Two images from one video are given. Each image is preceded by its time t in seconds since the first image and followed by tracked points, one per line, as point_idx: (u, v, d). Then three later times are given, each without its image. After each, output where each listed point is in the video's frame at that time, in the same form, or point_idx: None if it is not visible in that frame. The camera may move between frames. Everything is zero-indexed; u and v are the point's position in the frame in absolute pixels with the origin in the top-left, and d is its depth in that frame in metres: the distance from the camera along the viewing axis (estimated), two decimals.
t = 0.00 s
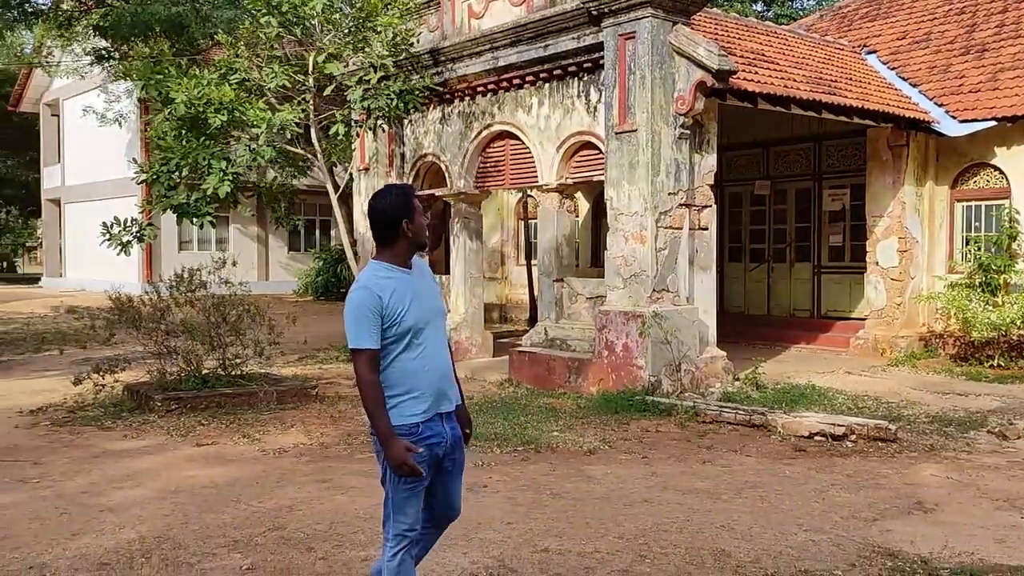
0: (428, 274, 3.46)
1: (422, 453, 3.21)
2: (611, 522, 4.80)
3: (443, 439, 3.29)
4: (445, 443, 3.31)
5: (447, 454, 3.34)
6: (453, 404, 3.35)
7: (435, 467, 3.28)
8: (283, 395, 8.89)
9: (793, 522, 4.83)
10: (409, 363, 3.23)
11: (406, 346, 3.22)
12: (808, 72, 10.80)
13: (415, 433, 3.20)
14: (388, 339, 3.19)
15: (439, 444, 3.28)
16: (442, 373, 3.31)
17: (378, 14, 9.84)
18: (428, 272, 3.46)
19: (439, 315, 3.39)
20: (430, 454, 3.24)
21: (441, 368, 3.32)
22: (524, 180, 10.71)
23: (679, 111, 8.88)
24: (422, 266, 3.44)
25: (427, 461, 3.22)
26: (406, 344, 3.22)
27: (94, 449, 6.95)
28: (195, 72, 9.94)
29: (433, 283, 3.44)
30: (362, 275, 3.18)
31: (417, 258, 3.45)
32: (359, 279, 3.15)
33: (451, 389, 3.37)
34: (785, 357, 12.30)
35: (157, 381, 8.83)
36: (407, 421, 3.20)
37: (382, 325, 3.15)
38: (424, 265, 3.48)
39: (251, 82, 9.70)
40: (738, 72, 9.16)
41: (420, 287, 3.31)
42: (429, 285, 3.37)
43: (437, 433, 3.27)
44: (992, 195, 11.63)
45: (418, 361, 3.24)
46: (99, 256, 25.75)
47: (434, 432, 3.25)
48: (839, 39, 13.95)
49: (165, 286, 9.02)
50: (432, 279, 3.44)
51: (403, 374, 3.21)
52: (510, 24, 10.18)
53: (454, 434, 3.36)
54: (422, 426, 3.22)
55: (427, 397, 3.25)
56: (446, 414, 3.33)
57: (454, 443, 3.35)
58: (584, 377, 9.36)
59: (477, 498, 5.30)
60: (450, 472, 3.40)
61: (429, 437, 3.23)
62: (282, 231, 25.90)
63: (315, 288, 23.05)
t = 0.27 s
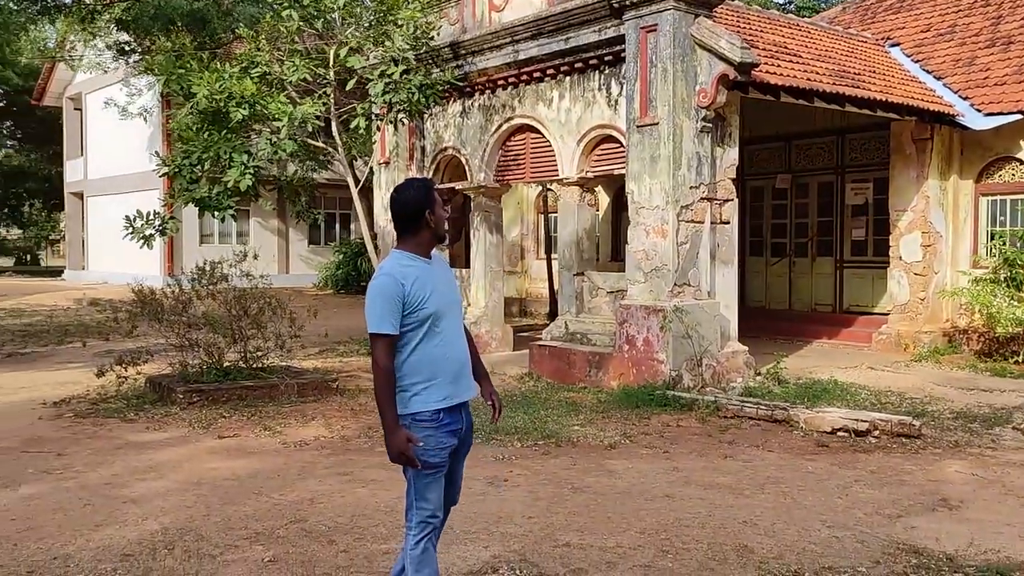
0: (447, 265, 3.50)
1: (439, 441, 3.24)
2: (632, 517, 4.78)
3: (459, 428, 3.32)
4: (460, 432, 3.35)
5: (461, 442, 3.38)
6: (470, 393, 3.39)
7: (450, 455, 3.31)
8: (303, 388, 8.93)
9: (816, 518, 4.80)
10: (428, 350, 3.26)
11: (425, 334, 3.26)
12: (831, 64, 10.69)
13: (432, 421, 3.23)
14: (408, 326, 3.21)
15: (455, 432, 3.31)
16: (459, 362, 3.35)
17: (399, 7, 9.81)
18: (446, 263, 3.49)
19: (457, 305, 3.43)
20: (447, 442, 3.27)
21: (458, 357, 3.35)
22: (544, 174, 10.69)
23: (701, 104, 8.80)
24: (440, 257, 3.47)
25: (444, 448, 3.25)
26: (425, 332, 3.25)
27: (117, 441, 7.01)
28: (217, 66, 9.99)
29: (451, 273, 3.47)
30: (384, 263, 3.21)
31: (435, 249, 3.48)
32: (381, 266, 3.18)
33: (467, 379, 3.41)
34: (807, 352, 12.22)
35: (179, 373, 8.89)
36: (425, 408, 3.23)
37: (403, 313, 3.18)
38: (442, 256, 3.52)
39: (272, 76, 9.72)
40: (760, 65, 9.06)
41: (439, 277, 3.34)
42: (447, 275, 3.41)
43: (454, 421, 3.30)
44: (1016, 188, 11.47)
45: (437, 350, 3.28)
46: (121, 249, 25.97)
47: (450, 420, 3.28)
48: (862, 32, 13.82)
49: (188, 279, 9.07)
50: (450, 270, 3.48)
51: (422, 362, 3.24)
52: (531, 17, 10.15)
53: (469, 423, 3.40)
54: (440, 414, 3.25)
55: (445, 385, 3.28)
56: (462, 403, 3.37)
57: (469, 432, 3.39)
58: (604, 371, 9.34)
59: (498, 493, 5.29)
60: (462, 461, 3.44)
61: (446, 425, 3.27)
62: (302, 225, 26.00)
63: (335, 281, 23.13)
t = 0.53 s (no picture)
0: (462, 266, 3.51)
1: (446, 439, 3.25)
2: (651, 520, 4.73)
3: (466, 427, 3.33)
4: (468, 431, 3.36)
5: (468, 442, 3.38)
6: (478, 393, 3.39)
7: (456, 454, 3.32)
8: (321, 388, 8.92)
9: (839, 521, 4.73)
10: (437, 349, 3.27)
11: (436, 332, 3.27)
12: (852, 63, 10.58)
13: (440, 419, 3.24)
14: (419, 324, 3.23)
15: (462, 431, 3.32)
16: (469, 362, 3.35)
17: (418, 9, 9.81)
18: (461, 265, 3.50)
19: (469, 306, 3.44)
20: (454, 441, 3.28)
21: (469, 358, 3.36)
22: (562, 174, 10.64)
23: (720, 103, 8.72)
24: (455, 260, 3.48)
25: (450, 446, 3.26)
26: (436, 331, 3.26)
27: (136, 441, 7.03)
28: (236, 67, 10.01)
29: (465, 275, 3.48)
30: (399, 261, 3.23)
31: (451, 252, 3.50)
32: (395, 264, 3.20)
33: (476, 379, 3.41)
34: (828, 353, 12.10)
35: (198, 373, 8.92)
36: (433, 406, 3.24)
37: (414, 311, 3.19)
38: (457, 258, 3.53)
39: (291, 77, 9.73)
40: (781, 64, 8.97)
41: (453, 278, 3.35)
42: (461, 276, 3.42)
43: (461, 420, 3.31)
44: None
45: (448, 348, 3.29)
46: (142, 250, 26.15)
47: (458, 419, 3.29)
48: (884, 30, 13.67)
49: (207, 280, 9.09)
50: (464, 271, 3.49)
51: (431, 360, 3.25)
52: (549, 17, 10.11)
53: (476, 423, 3.40)
54: (448, 413, 3.26)
55: (454, 384, 3.29)
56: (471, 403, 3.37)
57: (476, 432, 3.39)
58: (623, 373, 9.28)
59: (516, 495, 5.24)
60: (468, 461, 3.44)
61: (454, 424, 3.28)
62: (321, 226, 26.08)
63: (353, 282, 23.17)
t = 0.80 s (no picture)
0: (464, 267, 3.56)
1: (437, 436, 3.30)
2: (663, 530, 4.63)
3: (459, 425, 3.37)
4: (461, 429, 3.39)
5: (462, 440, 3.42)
6: (473, 393, 3.43)
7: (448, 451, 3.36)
8: (327, 394, 8.85)
9: (856, 531, 4.63)
10: (430, 347, 3.32)
11: (430, 330, 3.32)
12: (861, 66, 10.48)
13: (430, 415, 3.29)
14: (413, 321, 3.30)
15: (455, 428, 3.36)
16: (464, 361, 3.40)
17: (423, 14, 9.75)
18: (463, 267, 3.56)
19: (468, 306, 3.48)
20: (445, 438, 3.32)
21: (465, 357, 3.40)
22: (569, 179, 10.56)
23: (728, 107, 8.65)
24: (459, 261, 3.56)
25: (440, 444, 3.30)
26: (430, 328, 3.32)
27: (142, 448, 6.97)
28: (242, 73, 9.97)
29: (466, 276, 3.53)
30: (398, 258, 3.32)
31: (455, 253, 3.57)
32: (391, 261, 3.28)
33: (472, 379, 3.45)
34: (839, 358, 11.98)
35: (204, 380, 8.86)
36: (423, 402, 3.30)
37: (408, 307, 3.27)
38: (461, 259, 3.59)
39: (297, 83, 9.70)
40: (790, 67, 8.83)
41: (452, 278, 3.41)
42: (460, 276, 3.47)
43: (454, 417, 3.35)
44: None
45: (442, 346, 3.34)
46: (150, 256, 26.18)
47: (450, 416, 3.33)
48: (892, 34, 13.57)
49: (212, 286, 9.02)
50: (465, 272, 3.54)
51: (424, 356, 3.31)
52: (555, 22, 10.04)
53: (470, 422, 3.43)
54: (439, 409, 3.31)
55: (447, 382, 3.34)
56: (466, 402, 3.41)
57: (469, 430, 3.42)
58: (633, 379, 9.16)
59: (526, 503, 5.15)
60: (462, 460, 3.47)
61: (445, 421, 3.32)
62: (328, 232, 26.06)
63: (361, 287, 23.13)
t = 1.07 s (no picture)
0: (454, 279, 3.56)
1: (428, 449, 3.26)
2: (671, 544, 4.59)
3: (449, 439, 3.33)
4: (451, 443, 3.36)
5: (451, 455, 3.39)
6: (463, 406, 3.41)
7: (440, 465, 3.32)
8: (331, 405, 8.83)
9: (864, 544, 4.59)
10: (421, 358, 3.30)
11: (420, 341, 3.31)
12: (866, 74, 10.46)
13: (421, 428, 3.26)
14: (404, 332, 3.27)
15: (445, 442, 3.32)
16: (453, 374, 3.38)
17: (429, 22, 9.75)
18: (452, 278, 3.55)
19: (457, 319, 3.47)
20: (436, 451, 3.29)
21: (455, 369, 3.39)
22: (575, 187, 10.53)
23: (734, 115, 8.62)
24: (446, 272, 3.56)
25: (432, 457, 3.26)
26: (420, 340, 3.30)
27: (142, 462, 6.95)
28: (247, 82, 9.99)
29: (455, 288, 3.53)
30: (387, 267, 3.30)
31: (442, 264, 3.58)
32: (382, 270, 3.26)
33: (462, 393, 3.43)
34: (845, 368, 11.92)
35: (206, 392, 8.84)
36: (414, 415, 3.27)
37: (399, 317, 3.25)
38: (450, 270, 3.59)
39: (304, 91, 9.76)
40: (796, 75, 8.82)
41: (442, 289, 3.41)
42: (450, 286, 3.47)
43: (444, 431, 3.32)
44: None
45: (432, 358, 3.32)
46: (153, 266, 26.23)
47: (440, 430, 3.30)
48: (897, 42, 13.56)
49: (215, 295, 9.01)
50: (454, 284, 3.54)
51: (415, 368, 3.29)
52: (561, 30, 10.04)
53: (460, 436, 3.40)
54: (430, 423, 3.28)
55: (437, 395, 3.31)
56: (456, 415, 3.39)
57: (459, 445, 3.39)
58: (639, 389, 9.14)
59: (531, 517, 5.11)
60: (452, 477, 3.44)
61: (435, 434, 3.28)
62: (333, 241, 26.06)
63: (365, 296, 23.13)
